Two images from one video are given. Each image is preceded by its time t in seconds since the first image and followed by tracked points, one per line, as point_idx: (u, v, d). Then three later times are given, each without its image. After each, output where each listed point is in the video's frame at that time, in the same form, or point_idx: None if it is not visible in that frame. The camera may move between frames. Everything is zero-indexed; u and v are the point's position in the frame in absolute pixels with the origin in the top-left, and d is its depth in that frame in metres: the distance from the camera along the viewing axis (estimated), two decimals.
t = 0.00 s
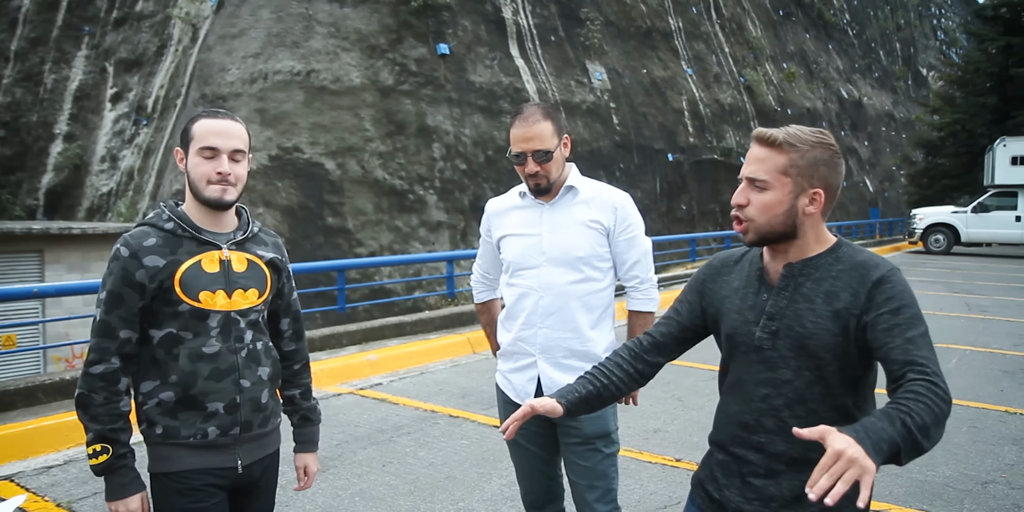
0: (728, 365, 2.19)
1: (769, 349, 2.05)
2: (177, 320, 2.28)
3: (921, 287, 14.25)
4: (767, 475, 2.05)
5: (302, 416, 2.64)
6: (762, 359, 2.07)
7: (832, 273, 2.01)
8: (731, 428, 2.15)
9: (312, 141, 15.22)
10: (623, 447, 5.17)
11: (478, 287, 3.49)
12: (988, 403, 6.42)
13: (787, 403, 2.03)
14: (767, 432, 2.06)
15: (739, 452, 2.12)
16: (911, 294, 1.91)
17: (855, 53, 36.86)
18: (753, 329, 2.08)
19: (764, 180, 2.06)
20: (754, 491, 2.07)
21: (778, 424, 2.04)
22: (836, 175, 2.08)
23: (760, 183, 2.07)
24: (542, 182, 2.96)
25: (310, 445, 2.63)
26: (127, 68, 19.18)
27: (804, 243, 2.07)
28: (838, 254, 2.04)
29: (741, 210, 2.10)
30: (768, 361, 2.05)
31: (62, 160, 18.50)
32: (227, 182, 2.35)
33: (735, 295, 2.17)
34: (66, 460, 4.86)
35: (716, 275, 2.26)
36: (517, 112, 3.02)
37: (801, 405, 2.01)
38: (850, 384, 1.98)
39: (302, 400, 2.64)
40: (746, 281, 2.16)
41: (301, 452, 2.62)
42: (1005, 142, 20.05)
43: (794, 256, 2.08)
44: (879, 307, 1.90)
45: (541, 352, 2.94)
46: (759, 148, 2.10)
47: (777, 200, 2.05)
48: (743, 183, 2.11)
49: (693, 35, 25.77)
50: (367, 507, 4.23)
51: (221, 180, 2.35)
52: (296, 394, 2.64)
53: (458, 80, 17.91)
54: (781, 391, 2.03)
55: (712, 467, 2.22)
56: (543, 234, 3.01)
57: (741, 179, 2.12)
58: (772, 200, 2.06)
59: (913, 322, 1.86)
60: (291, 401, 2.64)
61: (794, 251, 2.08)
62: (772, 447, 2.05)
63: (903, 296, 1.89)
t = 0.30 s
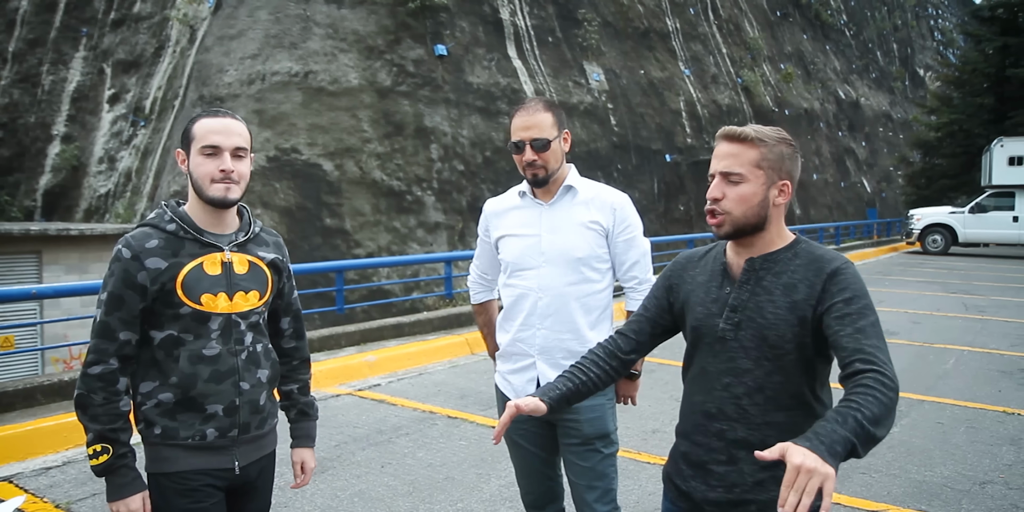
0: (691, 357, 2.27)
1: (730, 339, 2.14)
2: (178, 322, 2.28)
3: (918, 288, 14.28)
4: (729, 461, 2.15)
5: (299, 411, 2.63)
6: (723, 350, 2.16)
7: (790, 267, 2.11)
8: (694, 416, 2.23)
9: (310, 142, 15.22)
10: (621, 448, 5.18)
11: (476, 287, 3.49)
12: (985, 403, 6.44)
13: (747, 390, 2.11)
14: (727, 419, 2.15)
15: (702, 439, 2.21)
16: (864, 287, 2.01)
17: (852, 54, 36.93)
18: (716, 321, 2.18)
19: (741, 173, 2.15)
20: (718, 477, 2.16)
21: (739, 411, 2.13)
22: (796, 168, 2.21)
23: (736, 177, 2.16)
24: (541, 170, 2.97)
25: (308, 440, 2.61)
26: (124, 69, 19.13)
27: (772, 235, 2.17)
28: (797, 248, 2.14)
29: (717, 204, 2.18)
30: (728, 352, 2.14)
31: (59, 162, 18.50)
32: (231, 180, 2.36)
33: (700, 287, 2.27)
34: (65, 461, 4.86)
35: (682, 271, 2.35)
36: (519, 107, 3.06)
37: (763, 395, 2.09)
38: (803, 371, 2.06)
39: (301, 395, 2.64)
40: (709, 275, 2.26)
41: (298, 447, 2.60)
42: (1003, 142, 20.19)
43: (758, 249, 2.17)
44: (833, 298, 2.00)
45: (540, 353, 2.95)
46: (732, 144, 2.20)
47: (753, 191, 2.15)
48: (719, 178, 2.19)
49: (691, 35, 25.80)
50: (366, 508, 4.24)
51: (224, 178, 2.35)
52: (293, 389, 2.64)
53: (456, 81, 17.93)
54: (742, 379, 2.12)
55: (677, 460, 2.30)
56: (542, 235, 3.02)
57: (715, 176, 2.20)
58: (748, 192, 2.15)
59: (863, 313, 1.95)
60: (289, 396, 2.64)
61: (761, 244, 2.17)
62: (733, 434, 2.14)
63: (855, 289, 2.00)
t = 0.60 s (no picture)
0: (673, 361, 2.26)
1: (712, 340, 2.14)
2: (178, 323, 2.28)
3: (917, 288, 14.28)
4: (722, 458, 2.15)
5: (304, 409, 2.62)
6: (704, 349, 2.16)
7: (759, 264, 2.15)
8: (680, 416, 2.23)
9: (309, 143, 15.22)
10: (619, 448, 5.20)
11: (476, 288, 3.49)
12: (984, 403, 6.45)
13: (734, 387, 2.12)
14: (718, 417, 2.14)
15: (692, 439, 2.19)
16: (825, 284, 2.09)
17: (851, 54, 36.95)
18: (695, 324, 2.18)
19: (724, 167, 2.21)
20: (713, 475, 2.15)
21: (727, 408, 2.13)
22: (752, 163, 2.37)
23: (720, 171, 2.22)
24: (542, 165, 2.99)
25: (314, 438, 2.60)
26: (123, 70, 19.12)
27: (738, 234, 2.23)
28: (761, 247, 2.19)
29: (710, 198, 2.20)
30: (711, 351, 2.15)
31: (58, 163, 18.51)
32: (234, 191, 2.37)
33: (672, 297, 2.26)
34: (64, 462, 4.85)
35: (651, 280, 2.36)
36: (520, 106, 3.10)
37: (749, 390, 2.11)
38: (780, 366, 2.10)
39: (305, 393, 2.63)
40: (679, 282, 2.26)
41: (306, 444, 2.59)
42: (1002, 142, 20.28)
43: (726, 252, 2.20)
44: (800, 293, 2.06)
45: (539, 355, 2.95)
46: (706, 142, 2.26)
47: (734, 185, 2.22)
48: (702, 174, 2.22)
49: (689, 36, 25.83)
50: (365, 508, 4.24)
51: (227, 191, 2.36)
52: (297, 388, 2.64)
53: (454, 82, 17.94)
54: (727, 378, 2.13)
55: (667, 460, 2.28)
56: (542, 237, 3.02)
57: (697, 173, 2.23)
58: (731, 186, 2.22)
59: (824, 310, 2.04)
60: (293, 395, 2.64)
61: (730, 245, 2.21)
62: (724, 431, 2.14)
63: (820, 287, 2.07)
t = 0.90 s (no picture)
0: (662, 361, 2.24)
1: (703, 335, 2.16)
2: (176, 326, 2.28)
3: (915, 288, 14.29)
4: (719, 452, 2.15)
5: (297, 413, 2.62)
6: (698, 345, 2.17)
7: (738, 251, 2.25)
8: (674, 411, 2.22)
9: (306, 144, 15.21)
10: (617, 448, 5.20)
11: (478, 290, 3.49)
12: (981, 402, 6.46)
13: (727, 380, 2.14)
14: (712, 410, 2.15)
15: (687, 434, 2.19)
16: (796, 263, 2.21)
17: (849, 54, 36.99)
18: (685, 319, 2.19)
19: (697, 172, 2.26)
20: (711, 469, 2.16)
21: (722, 400, 2.14)
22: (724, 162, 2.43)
23: (694, 176, 2.26)
24: (541, 163, 3.02)
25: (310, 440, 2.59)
26: (121, 71, 19.10)
27: (712, 236, 2.28)
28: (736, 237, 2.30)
29: (685, 203, 2.24)
30: (702, 347, 2.17)
31: (56, 164, 18.46)
32: (240, 180, 2.39)
33: (656, 295, 2.27)
34: (62, 464, 4.85)
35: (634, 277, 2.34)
36: (521, 104, 3.13)
37: (744, 380, 2.13)
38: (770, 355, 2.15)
39: (299, 396, 2.64)
40: (662, 278, 2.28)
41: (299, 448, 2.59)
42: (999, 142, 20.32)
43: (704, 248, 2.27)
44: (777, 272, 2.18)
45: (539, 353, 2.95)
46: (678, 148, 2.31)
47: (707, 188, 2.27)
48: (676, 180, 2.27)
49: (687, 36, 25.84)
50: (363, 510, 4.23)
51: (234, 179, 2.38)
52: (290, 391, 2.63)
53: (452, 83, 17.94)
54: (720, 370, 2.14)
55: (660, 459, 2.27)
56: (541, 236, 3.02)
57: (671, 179, 2.28)
58: (704, 189, 2.27)
59: (800, 285, 2.15)
60: (287, 397, 2.63)
61: (704, 245, 2.27)
62: (720, 423, 2.15)
63: (796, 269, 2.19)
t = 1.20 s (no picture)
0: (650, 359, 2.24)
1: (691, 335, 2.16)
2: (168, 323, 2.28)
3: (912, 290, 14.30)
4: (706, 452, 2.15)
5: (293, 406, 2.62)
6: (687, 344, 2.17)
7: (728, 255, 2.25)
8: (663, 410, 2.22)
9: (305, 141, 15.19)
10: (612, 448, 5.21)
11: (484, 288, 3.48)
12: (977, 404, 6.47)
13: (714, 379, 2.14)
14: (699, 410, 2.15)
15: (674, 434, 2.20)
16: (786, 267, 2.22)
17: (848, 56, 37.04)
18: (673, 319, 2.19)
19: (686, 174, 2.24)
20: (697, 468, 2.16)
21: (709, 400, 2.14)
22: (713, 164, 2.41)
23: (682, 179, 2.24)
24: (547, 162, 3.02)
25: (304, 435, 2.59)
26: (119, 67, 19.06)
27: (701, 238, 2.28)
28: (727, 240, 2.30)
29: (674, 205, 2.23)
30: (691, 346, 2.16)
31: (54, 160, 18.43)
32: (242, 185, 2.40)
33: (645, 292, 2.27)
34: (57, 459, 4.84)
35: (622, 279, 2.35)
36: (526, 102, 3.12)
37: (731, 380, 2.13)
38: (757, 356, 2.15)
39: (293, 389, 2.63)
40: (652, 278, 2.28)
41: (296, 441, 2.59)
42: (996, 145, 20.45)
43: (692, 250, 2.27)
44: (767, 276, 2.18)
45: (543, 350, 2.95)
46: (667, 150, 2.29)
47: (696, 190, 2.25)
48: (664, 183, 2.25)
49: (686, 36, 25.85)
50: (358, 507, 4.23)
51: (235, 184, 2.39)
52: (285, 385, 2.63)
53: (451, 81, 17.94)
54: (707, 369, 2.14)
55: (648, 458, 2.27)
56: (547, 233, 3.02)
57: (659, 181, 2.26)
58: (693, 191, 2.24)
59: (789, 289, 2.15)
60: (281, 391, 2.63)
61: (693, 247, 2.28)
62: (707, 423, 2.15)
63: (785, 272, 2.19)
